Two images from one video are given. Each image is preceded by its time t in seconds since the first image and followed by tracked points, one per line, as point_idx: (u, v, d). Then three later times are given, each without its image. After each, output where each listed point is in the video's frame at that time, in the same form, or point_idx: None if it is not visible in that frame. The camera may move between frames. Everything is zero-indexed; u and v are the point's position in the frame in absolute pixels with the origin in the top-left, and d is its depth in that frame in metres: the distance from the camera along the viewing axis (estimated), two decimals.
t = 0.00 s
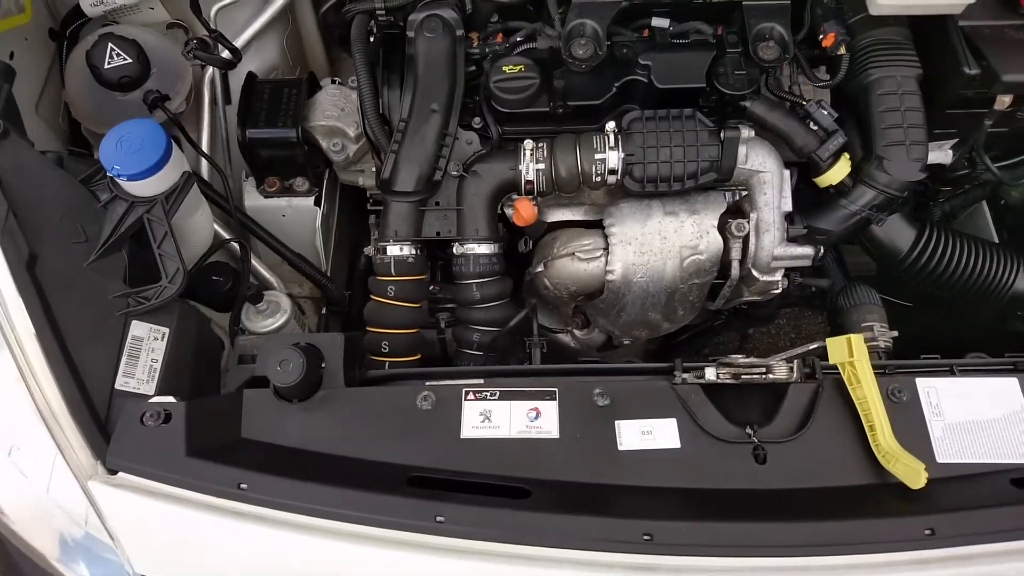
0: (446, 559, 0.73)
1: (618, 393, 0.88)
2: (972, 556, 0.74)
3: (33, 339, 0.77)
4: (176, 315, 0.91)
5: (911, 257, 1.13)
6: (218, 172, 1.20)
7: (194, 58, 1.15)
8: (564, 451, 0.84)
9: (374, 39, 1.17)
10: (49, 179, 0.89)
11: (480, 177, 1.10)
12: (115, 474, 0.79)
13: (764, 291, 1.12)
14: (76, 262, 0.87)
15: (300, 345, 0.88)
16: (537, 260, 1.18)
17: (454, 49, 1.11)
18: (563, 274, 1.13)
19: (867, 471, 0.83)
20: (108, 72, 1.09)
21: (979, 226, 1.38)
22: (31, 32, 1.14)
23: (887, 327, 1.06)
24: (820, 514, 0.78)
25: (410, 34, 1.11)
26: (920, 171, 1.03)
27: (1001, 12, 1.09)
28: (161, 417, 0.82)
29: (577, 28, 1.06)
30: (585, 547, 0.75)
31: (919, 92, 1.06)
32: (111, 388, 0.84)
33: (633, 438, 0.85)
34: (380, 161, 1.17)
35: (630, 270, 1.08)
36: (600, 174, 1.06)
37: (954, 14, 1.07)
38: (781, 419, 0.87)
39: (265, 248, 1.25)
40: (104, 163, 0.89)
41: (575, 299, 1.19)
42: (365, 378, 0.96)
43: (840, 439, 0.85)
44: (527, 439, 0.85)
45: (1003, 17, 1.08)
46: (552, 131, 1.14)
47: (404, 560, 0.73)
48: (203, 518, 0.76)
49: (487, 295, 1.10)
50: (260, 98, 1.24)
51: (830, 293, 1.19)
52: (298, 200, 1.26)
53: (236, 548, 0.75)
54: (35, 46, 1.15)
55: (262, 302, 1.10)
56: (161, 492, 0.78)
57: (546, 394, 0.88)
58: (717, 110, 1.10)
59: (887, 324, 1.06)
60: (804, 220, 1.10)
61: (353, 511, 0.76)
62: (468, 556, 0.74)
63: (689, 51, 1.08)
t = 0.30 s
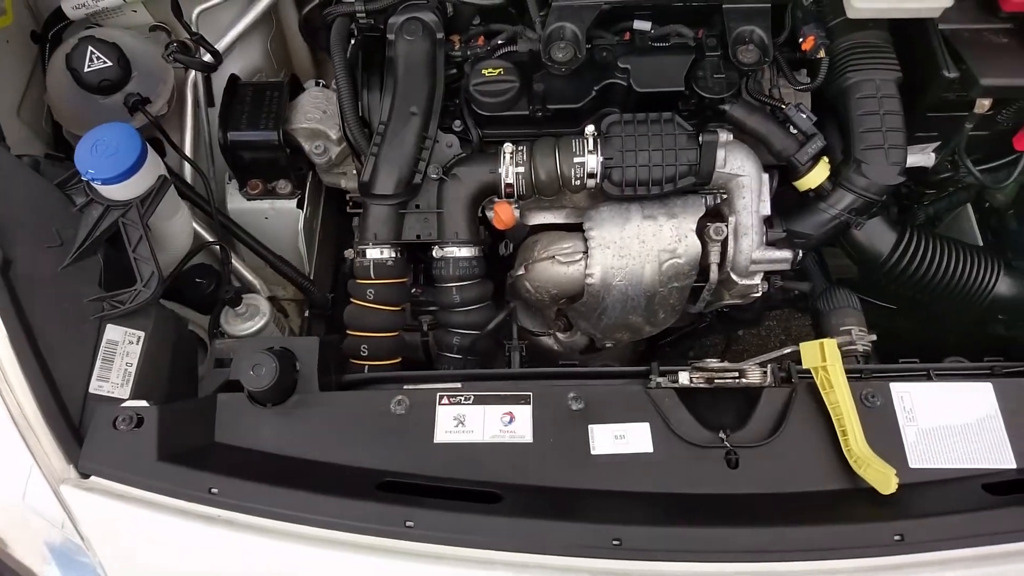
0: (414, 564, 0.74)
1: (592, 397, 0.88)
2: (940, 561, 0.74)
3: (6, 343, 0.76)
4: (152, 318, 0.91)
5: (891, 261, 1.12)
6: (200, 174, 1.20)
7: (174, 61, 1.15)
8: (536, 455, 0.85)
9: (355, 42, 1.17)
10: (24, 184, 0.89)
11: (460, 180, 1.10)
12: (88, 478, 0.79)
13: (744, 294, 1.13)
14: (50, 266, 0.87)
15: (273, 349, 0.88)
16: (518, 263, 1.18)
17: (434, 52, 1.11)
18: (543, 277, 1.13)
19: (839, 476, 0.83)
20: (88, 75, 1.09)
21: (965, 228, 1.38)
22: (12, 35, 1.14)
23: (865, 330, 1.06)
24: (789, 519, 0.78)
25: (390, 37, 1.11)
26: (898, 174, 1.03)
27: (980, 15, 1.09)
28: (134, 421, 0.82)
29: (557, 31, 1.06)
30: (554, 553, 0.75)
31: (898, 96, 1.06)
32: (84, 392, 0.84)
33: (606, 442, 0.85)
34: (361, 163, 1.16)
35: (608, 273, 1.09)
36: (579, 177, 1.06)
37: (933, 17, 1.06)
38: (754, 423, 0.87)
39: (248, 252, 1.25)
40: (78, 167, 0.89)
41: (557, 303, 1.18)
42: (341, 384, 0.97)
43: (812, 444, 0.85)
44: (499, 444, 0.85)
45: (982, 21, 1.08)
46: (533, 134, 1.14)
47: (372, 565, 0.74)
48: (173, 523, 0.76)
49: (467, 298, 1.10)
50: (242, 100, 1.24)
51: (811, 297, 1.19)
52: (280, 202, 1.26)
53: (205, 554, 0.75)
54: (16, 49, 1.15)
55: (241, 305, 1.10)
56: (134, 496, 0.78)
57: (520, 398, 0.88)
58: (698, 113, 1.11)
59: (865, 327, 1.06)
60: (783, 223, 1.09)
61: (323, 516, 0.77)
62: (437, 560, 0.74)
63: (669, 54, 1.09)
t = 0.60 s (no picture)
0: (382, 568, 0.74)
1: (566, 401, 0.88)
2: (908, 566, 0.74)
3: None
4: (126, 322, 0.92)
5: (869, 264, 1.12)
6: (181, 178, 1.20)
7: (154, 64, 1.15)
8: (508, 460, 0.84)
9: (334, 46, 1.17)
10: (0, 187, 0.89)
11: (439, 184, 1.10)
12: (59, 482, 0.79)
13: (723, 297, 1.13)
14: (24, 268, 0.87)
15: (246, 353, 0.88)
16: (499, 266, 1.18)
17: (413, 55, 1.11)
18: (522, 280, 1.13)
19: (811, 480, 0.83)
20: (67, 79, 1.09)
21: (948, 232, 1.37)
22: None
23: (843, 334, 1.06)
24: (759, 523, 0.78)
25: (369, 40, 1.12)
26: (876, 178, 1.03)
27: (958, 19, 1.09)
28: (105, 425, 0.81)
29: (535, 35, 1.06)
30: (522, 557, 0.75)
31: (876, 99, 1.06)
32: (58, 395, 0.84)
33: (578, 445, 0.85)
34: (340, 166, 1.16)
35: (587, 277, 1.09)
36: (558, 181, 1.06)
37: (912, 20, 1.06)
38: (727, 427, 0.87)
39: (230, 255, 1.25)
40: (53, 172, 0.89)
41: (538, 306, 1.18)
42: (316, 387, 0.97)
43: (784, 447, 0.85)
44: (472, 448, 0.85)
45: (961, 24, 1.08)
46: (512, 137, 1.14)
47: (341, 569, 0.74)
48: (143, 527, 0.76)
49: (445, 302, 1.09)
50: (223, 104, 1.24)
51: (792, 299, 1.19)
52: (262, 206, 1.27)
53: (176, 557, 0.76)
54: None
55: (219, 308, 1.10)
56: (104, 500, 0.78)
57: (494, 402, 0.88)
58: (677, 117, 1.11)
59: (843, 330, 1.06)
60: (761, 226, 1.09)
61: (292, 520, 0.77)
62: (406, 564, 0.74)
63: (648, 58, 1.09)
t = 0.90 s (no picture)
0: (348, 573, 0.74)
1: (537, 406, 0.88)
2: (874, 571, 0.74)
3: None
4: (100, 325, 0.92)
5: (847, 268, 1.12)
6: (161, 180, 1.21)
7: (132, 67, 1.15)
8: (479, 464, 0.84)
9: (314, 49, 1.17)
10: None
11: (417, 187, 1.09)
12: (29, 485, 0.79)
13: (702, 299, 1.14)
14: None
15: (219, 357, 0.89)
16: (478, 269, 1.18)
17: (392, 58, 1.11)
18: (501, 283, 1.14)
19: (780, 484, 0.83)
20: (45, 82, 1.09)
21: (931, 233, 1.39)
22: None
23: (820, 336, 1.06)
24: (726, 527, 0.78)
25: (347, 43, 1.11)
26: (852, 182, 1.03)
27: (936, 22, 1.09)
28: (75, 429, 0.81)
29: (512, 39, 1.06)
30: (488, 562, 0.75)
31: (853, 103, 1.05)
32: (29, 400, 0.85)
33: (550, 449, 0.85)
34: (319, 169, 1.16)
35: (564, 280, 1.09)
36: (536, 184, 1.06)
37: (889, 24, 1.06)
38: (697, 431, 0.87)
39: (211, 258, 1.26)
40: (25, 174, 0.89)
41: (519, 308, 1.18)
42: (290, 392, 0.97)
43: (754, 451, 0.85)
44: (443, 452, 0.85)
45: (938, 27, 1.08)
46: (492, 140, 1.13)
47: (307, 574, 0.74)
48: (112, 531, 0.76)
49: (422, 305, 1.09)
50: (204, 107, 1.24)
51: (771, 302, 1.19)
52: (243, 208, 1.26)
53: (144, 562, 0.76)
54: None
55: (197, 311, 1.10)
56: (73, 504, 0.78)
57: (466, 407, 0.88)
58: (655, 119, 1.11)
59: (820, 333, 1.06)
60: (739, 229, 1.10)
61: (260, 525, 0.77)
62: (372, 569, 0.74)
63: (626, 61, 1.09)
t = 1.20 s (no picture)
0: None
1: (508, 410, 0.88)
2: None
3: None
4: (72, 329, 0.91)
5: (824, 271, 1.12)
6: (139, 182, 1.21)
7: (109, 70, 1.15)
8: (447, 469, 0.84)
9: (291, 52, 1.17)
10: None
11: (393, 190, 1.09)
12: None
13: (680, 303, 1.13)
14: None
15: (189, 361, 0.89)
16: (456, 272, 1.18)
17: (368, 61, 1.11)
18: (478, 286, 1.13)
19: (748, 490, 0.83)
20: (21, 85, 1.09)
21: (913, 236, 1.39)
22: None
23: (795, 340, 1.06)
24: (691, 533, 0.78)
25: (325, 46, 1.12)
26: (827, 185, 1.02)
27: (914, 25, 1.08)
28: (43, 433, 0.82)
29: (489, 43, 1.07)
30: (452, 567, 0.75)
31: (829, 106, 1.05)
32: None
33: (518, 453, 0.85)
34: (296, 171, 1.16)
35: (541, 283, 1.09)
36: (512, 188, 1.07)
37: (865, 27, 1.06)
38: (667, 435, 0.87)
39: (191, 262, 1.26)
40: None
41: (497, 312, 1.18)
42: (264, 395, 0.96)
43: (723, 456, 0.85)
44: (412, 457, 0.85)
45: (915, 31, 1.08)
46: (469, 143, 1.13)
47: None
48: (77, 535, 0.76)
49: (399, 308, 1.09)
50: (183, 110, 1.24)
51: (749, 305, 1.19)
52: (223, 211, 1.26)
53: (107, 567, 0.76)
54: None
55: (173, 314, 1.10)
56: (38, 509, 0.78)
57: (435, 411, 0.88)
58: (632, 123, 1.11)
59: (795, 337, 1.06)
60: (715, 233, 1.10)
61: (224, 530, 0.77)
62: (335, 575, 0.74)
63: (603, 64, 1.09)
